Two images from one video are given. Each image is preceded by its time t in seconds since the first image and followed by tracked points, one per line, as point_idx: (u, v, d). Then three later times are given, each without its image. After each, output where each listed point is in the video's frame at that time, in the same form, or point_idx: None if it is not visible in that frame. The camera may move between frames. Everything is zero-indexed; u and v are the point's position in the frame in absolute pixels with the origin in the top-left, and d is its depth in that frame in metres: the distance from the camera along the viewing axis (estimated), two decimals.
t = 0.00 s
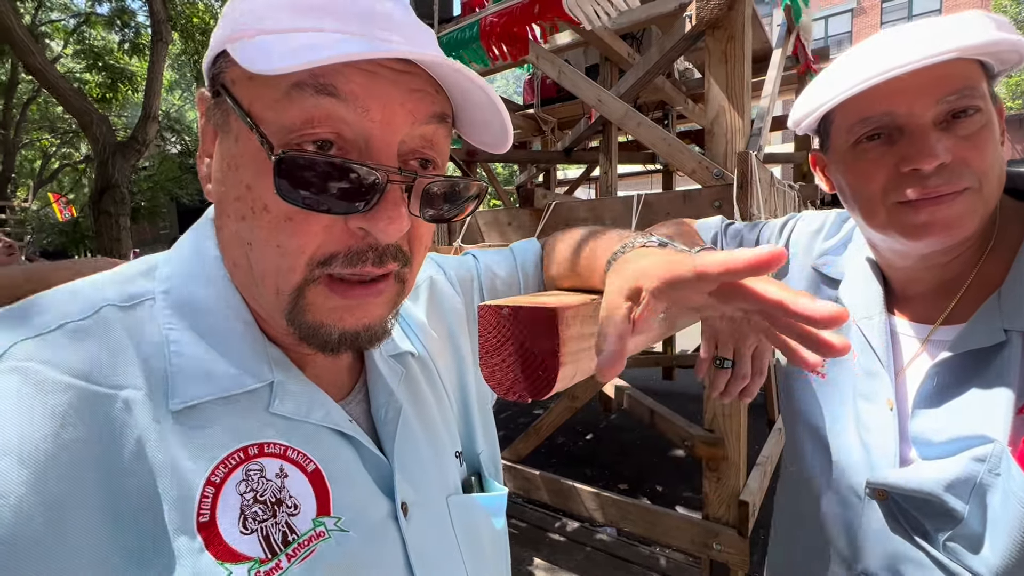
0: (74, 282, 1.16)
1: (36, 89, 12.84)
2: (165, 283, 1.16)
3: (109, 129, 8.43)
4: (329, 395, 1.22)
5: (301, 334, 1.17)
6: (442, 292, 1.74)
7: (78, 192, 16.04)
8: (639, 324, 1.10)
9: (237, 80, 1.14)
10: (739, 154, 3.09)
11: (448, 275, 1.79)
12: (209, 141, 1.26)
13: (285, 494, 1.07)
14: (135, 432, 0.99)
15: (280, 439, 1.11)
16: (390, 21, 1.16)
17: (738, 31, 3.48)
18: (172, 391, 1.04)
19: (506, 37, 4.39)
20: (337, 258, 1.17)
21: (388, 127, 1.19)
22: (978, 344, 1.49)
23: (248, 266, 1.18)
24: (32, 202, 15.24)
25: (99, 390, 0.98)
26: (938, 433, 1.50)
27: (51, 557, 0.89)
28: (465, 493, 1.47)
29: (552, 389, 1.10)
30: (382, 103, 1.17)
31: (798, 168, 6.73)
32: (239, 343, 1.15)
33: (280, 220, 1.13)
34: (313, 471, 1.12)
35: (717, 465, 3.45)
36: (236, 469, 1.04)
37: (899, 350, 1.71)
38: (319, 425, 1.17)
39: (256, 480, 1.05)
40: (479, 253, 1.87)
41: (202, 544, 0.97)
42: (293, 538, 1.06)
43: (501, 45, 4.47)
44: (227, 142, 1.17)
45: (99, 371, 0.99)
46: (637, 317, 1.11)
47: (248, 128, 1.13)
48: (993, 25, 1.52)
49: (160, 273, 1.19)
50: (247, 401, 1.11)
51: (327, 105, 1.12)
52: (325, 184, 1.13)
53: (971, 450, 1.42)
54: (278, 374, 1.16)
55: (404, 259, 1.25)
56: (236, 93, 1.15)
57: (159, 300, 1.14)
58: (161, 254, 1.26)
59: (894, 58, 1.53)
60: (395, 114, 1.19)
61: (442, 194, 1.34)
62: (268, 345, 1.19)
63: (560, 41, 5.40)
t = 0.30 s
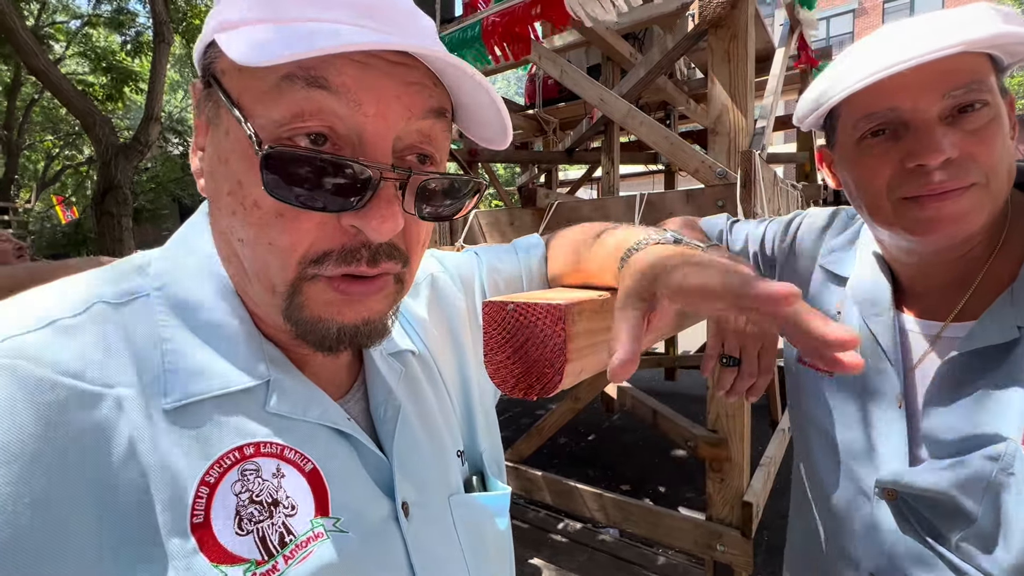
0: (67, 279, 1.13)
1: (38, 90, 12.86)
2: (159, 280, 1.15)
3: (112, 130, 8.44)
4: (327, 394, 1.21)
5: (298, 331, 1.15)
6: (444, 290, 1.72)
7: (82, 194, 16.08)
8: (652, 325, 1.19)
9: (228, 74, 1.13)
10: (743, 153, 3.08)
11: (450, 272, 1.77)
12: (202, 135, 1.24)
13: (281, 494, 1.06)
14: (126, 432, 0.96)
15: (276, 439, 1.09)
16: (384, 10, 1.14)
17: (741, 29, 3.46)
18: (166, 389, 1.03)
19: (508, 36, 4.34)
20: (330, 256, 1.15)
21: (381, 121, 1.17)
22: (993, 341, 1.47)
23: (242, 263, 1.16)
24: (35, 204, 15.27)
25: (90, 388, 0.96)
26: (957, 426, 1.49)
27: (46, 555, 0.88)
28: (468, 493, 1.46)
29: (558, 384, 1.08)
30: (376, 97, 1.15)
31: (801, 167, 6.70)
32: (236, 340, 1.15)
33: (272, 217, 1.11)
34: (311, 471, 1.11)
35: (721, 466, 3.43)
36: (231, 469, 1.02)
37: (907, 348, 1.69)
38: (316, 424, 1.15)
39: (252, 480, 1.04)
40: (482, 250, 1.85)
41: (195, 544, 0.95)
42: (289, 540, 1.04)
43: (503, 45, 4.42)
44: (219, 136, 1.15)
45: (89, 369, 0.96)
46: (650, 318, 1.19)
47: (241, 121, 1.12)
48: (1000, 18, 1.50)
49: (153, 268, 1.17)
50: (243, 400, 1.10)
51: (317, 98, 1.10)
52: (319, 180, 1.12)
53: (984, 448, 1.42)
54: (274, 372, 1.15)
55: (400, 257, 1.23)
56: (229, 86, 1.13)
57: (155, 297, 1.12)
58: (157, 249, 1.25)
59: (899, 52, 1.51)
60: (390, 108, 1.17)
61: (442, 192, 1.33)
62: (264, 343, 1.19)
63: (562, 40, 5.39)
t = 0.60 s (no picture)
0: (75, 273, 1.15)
1: (41, 92, 12.88)
2: (161, 275, 1.15)
3: (113, 130, 8.42)
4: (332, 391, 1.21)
5: (305, 328, 1.16)
6: (448, 286, 1.72)
7: (84, 195, 16.10)
8: (692, 297, 1.04)
9: (234, 70, 1.13)
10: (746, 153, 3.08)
11: (455, 269, 1.77)
12: (204, 130, 1.24)
13: (285, 491, 1.05)
14: (129, 423, 0.97)
15: (279, 435, 1.09)
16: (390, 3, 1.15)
17: (743, 29, 3.46)
18: (167, 383, 1.02)
19: (512, 36, 4.30)
20: (338, 257, 1.15)
21: (389, 115, 1.16)
22: (1001, 336, 1.46)
23: (246, 258, 1.16)
24: (37, 204, 15.28)
25: (91, 379, 0.96)
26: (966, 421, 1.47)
27: (44, 553, 0.86)
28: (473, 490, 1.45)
29: (563, 380, 1.08)
30: (385, 91, 1.14)
31: (802, 168, 6.68)
32: (236, 337, 1.13)
33: (280, 216, 1.12)
34: (314, 467, 1.10)
35: (724, 466, 3.42)
36: (235, 464, 1.02)
37: (914, 347, 1.69)
38: (319, 421, 1.15)
39: (256, 475, 1.03)
40: (488, 247, 1.85)
41: (199, 541, 0.96)
42: (294, 536, 1.03)
43: (506, 45, 4.38)
44: (223, 130, 1.15)
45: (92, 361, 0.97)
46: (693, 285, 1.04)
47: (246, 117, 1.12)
48: (1000, 13, 1.50)
49: (156, 264, 1.17)
50: (246, 396, 1.09)
51: (323, 91, 1.10)
52: (325, 174, 1.11)
53: (992, 445, 1.41)
54: (277, 369, 1.14)
55: (407, 257, 1.23)
56: (232, 79, 1.13)
57: (156, 292, 1.12)
58: (160, 245, 1.25)
59: (899, 47, 1.52)
60: (398, 101, 1.16)
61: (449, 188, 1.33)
62: (267, 340, 1.18)
63: (564, 40, 5.39)
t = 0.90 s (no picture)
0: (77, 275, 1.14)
1: (42, 92, 12.88)
2: (163, 276, 1.15)
3: (115, 131, 8.42)
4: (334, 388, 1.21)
5: (301, 311, 1.14)
6: (453, 285, 1.71)
7: (85, 195, 16.15)
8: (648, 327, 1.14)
9: (232, 68, 1.13)
10: (748, 153, 3.08)
11: (459, 267, 1.76)
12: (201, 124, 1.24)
13: (290, 490, 1.05)
14: (133, 424, 0.94)
15: (284, 434, 1.09)
16: None
17: (744, 30, 3.45)
18: (172, 381, 1.01)
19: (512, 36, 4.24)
20: (329, 225, 1.14)
21: (375, 78, 1.17)
22: (1003, 337, 1.45)
23: (246, 252, 1.16)
24: (39, 205, 15.30)
25: (94, 379, 0.94)
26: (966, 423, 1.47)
27: (47, 557, 0.84)
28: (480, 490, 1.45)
29: (566, 385, 1.08)
30: (370, 55, 1.15)
31: (802, 168, 6.67)
32: (241, 333, 1.14)
33: (268, 184, 1.11)
34: (319, 466, 1.10)
35: (725, 467, 3.41)
36: (239, 463, 1.01)
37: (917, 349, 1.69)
38: (322, 419, 1.15)
39: (260, 474, 1.03)
40: (492, 247, 1.85)
41: (205, 540, 0.95)
42: (300, 535, 1.03)
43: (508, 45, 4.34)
44: (220, 121, 1.15)
45: (95, 362, 0.95)
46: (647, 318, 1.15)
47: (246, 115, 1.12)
48: (996, 12, 1.48)
49: (158, 265, 1.17)
50: (249, 393, 1.09)
51: (307, 57, 1.10)
52: (314, 147, 1.12)
53: (997, 446, 1.42)
54: (281, 365, 1.15)
55: (404, 227, 1.22)
56: (228, 71, 1.13)
57: (158, 292, 1.11)
58: (158, 245, 1.24)
59: (900, 45, 1.51)
60: (384, 67, 1.18)
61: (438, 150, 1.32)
62: (269, 337, 1.18)
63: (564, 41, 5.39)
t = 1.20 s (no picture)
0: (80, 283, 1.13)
1: (42, 92, 12.87)
2: (172, 277, 1.16)
3: (115, 131, 8.43)
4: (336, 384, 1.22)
5: (309, 306, 1.14)
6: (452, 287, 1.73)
7: (85, 196, 16.17)
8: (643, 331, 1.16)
9: (243, 75, 1.14)
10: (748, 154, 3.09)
11: (457, 270, 1.77)
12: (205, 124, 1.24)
13: (294, 479, 1.05)
14: (142, 413, 0.96)
15: (288, 426, 1.09)
16: None
17: (744, 31, 3.46)
18: (179, 374, 1.03)
19: (511, 37, 4.26)
20: (337, 223, 1.15)
21: (377, 85, 1.19)
22: (1002, 339, 1.46)
23: (252, 250, 1.17)
24: (38, 205, 15.30)
25: (104, 370, 0.95)
26: (970, 424, 1.49)
27: (60, 543, 0.87)
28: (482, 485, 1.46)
29: (570, 384, 1.10)
30: (368, 61, 1.17)
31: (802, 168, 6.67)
32: (245, 330, 1.15)
33: (279, 190, 1.13)
34: (322, 457, 1.10)
35: (725, 467, 3.42)
36: (245, 452, 1.02)
37: (916, 350, 1.70)
38: (326, 413, 1.16)
39: (265, 463, 1.03)
40: (489, 251, 1.86)
41: (210, 523, 0.95)
42: (303, 522, 1.03)
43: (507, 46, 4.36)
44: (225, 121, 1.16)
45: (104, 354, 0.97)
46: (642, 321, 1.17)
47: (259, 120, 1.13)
48: (995, 16, 1.49)
49: (166, 267, 1.18)
50: (253, 388, 1.10)
51: (314, 67, 1.12)
52: (320, 150, 1.13)
53: (996, 447, 1.43)
54: (284, 361, 1.15)
55: (405, 223, 1.23)
56: (233, 72, 1.14)
57: (166, 293, 1.13)
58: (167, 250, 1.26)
59: (898, 48, 1.53)
60: (383, 72, 1.19)
61: (436, 156, 1.34)
62: (273, 335, 1.19)
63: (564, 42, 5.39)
